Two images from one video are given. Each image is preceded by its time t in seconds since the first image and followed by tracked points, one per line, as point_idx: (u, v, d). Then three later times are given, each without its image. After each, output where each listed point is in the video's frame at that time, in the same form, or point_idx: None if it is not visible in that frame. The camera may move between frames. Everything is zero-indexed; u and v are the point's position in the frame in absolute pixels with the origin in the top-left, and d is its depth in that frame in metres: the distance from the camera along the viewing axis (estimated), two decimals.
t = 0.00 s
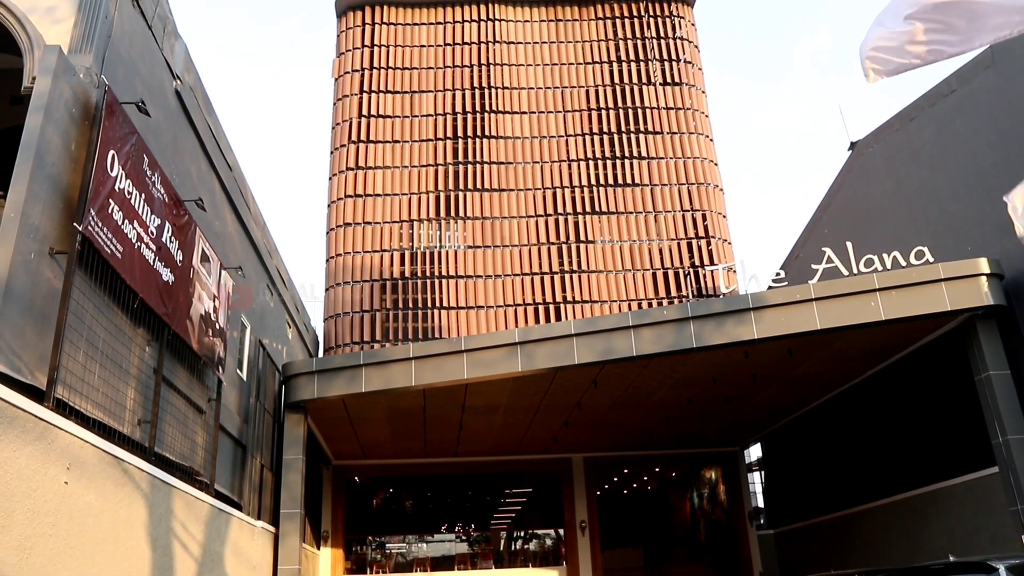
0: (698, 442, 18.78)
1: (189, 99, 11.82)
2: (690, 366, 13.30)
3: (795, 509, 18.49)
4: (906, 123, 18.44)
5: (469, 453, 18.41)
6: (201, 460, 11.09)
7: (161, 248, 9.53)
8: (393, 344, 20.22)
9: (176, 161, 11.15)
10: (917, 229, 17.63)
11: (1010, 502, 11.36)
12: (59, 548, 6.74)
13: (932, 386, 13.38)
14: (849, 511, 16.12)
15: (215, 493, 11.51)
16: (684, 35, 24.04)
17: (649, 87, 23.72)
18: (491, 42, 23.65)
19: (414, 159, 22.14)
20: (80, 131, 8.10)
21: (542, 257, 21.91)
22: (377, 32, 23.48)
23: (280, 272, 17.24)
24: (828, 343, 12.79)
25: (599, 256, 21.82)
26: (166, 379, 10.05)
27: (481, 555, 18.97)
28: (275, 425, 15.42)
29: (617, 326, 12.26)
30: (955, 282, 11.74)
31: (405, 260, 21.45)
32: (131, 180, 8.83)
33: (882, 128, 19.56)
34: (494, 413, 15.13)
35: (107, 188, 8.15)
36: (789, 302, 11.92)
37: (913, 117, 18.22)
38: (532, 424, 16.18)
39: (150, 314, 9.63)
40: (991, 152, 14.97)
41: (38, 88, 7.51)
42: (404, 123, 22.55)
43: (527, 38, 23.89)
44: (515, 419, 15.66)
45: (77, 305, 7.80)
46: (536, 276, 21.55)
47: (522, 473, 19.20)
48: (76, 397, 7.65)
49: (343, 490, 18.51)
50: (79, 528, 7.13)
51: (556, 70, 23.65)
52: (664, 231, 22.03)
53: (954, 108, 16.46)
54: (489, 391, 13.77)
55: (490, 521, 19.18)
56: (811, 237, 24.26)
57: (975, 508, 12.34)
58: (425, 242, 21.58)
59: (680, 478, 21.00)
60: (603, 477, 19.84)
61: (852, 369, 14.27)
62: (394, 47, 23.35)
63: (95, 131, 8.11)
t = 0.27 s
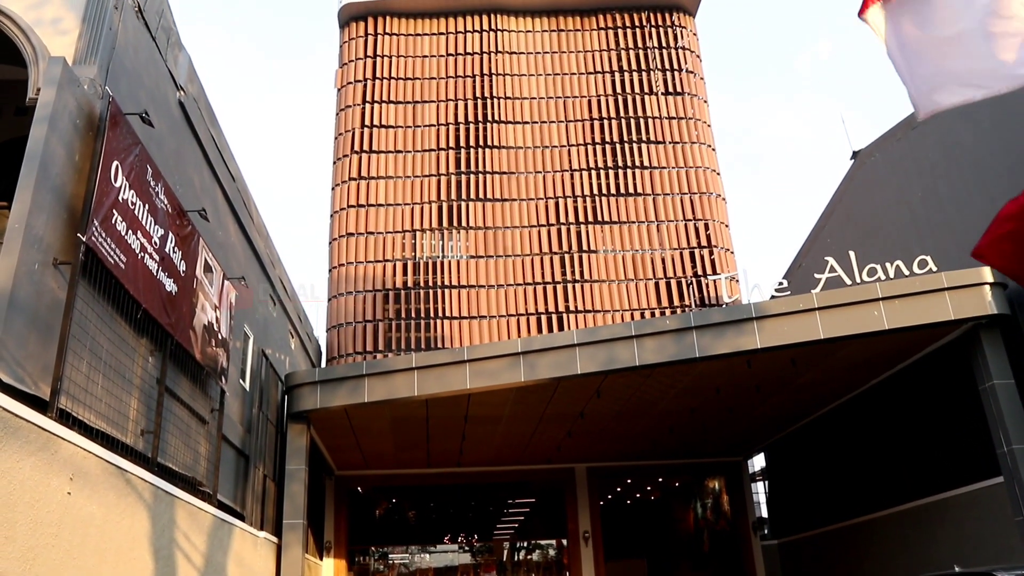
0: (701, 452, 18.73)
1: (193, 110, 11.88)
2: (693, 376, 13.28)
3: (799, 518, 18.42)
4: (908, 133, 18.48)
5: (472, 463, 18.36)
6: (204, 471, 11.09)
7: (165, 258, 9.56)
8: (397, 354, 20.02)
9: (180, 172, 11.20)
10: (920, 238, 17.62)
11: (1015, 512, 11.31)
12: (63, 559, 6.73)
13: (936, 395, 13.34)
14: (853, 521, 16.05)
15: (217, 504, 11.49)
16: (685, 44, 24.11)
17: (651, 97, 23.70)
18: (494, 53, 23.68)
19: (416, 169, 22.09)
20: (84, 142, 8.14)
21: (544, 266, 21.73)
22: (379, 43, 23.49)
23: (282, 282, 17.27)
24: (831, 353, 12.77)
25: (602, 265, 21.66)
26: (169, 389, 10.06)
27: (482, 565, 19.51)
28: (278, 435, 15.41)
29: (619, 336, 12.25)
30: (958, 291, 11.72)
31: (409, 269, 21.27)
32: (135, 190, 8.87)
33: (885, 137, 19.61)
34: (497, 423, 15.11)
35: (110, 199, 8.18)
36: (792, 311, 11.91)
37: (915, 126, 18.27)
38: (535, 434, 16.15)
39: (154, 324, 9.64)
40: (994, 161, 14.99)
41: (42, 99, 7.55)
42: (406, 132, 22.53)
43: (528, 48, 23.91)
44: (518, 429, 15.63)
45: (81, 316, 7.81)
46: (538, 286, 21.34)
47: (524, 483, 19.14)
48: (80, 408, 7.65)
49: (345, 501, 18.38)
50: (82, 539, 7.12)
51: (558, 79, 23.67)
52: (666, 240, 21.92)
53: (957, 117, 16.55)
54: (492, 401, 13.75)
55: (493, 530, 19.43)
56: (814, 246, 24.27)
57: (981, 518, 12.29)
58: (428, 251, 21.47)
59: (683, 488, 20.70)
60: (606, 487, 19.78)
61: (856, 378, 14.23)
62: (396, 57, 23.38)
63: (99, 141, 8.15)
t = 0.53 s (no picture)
0: (704, 462, 18.68)
1: (196, 120, 11.92)
2: (696, 386, 13.26)
3: (802, 529, 18.34)
4: (910, 143, 18.52)
5: (474, 474, 18.31)
6: (206, 481, 11.08)
7: (167, 268, 9.58)
8: (399, 364, 19.95)
9: (182, 183, 11.23)
10: (923, 248, 17.61)
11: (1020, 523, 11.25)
12: (64, 570, 6.73)
13: (940, 406, 13.30)
14: (857, 532, 15.98)
15: (219, 514, 11.47)
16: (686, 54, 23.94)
17: (653, 107, 23.48)
18: (495, 64, 23.63)
19: (418, 180, 22.06)
20: (87, 153, 8.18)
21: (545, 276, 21.60)
22: (382, 54, 23.52)
23: (284, 292, 17.28)
24: (834, 363, 12.75)
25: (604, 275, 21.49)
26: (171, 400, 10.06)
27: None
28: (280, 445, 15.40)
29: (621, 346, 12.24)
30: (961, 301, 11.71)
31: (411, 279, 21.19)
32: (138, 201, 8.90)
33: (886, 147, 19.64)
34: (499, 433, 15.08)
35: (113, 210, 8.22)
36: (794, 321, 11.90)
37: (917, 136, 18.30)
38: (537, 445, 16.11)
39: (156, 334, 9.65)
40: (996, 170, 15.01)
41: (46, 110, 7.60)
42: (409, 143, 22.47)
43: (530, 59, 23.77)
44: (520, 439, 15.60)
45: (83, 327, 7.83)
46: (539, 296, 21.25)
47: (527, 494, 19.09)
48: (82, 418, 7.66)
49: (346, 512, 18.30)
50: (83, 550, 7.12)
51: (561, 89, 23.56)
52: (667, 249, 21.72)
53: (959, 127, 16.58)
54: (495, 411, 13.72)
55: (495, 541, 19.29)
56: (816, 256, 24.25)
57: (985, 529, 12.23)
58: (430, 262, 21.38)
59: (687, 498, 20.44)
60: (608, 497, 19.72)
61: (858, 388, 14.20)
62: (399, 68, 23.37)
63: (102, 152, 8.19)
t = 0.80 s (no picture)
0: (706, 474, 18.61)
1: (198, 133, 11.97)
2: (698, 397, 13.23)
3: (805, 541, 18.24)
4: (911, 153, 18.57)
5: (475, 485, 18.27)
6: (207, 493, 11.05)
7: (169, 280, 9.59)
8: (400, 376, 19.91)
9: (185, 195, 11.27)
10: (925, 258, 17.61)
11: None
12: None
13: (943, 416, 13.26)
14: (860, 544, 15.90)
15: (220, 526, 11.43)
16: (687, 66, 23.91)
17: (653, 118, 23.48)
18: (496, 75, 23.66)
19: (420, 191, 22.08)
20: (90, 165, 8.20)
21: (547, 287, 21.56)
22: (384, 66, 23.59)
23: (286, 303, 17.27)
24: (836, 374, 12.73)
25: (605, 287, 21.43)
26: (173, 411, 10.05)
27: None
28: (281, 457, 15.36)
29: (622, 357, 12.22)
30: (963, 311, 11.69)
31: (412, 291, 21.17)
32: (140, 213, 8.93)
33: (887, 158, 19.69)
34: (500, 445, 15.05)
35: (115, 222, 8.24)
36: (796, 331, 11.89)
37: (917, 146, 18.35)
38: (538, 456, 16.06)
39: (157, 346, 9.65)
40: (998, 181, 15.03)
41: (49, 122, 7.63)
42: (410, 154, 22.50)
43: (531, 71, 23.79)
44: (522, 451, 15.56)
45: (85, 338, 7.83)
46: (540, 307, 21.19)
47: (528, 505, 19.04)
48: (83, 430, 7.66)
49: (347, 524, 18.12)
50: (84, 563, 7.09)
51: (561, 101, 23.54)
52: (669, 260, 21.67)
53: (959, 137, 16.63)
54: (496, 423, 13.69)
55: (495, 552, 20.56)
56: (818, 266, 24.23)
57: (989, 541, 12.16)
58: (431, 273, 21.36)
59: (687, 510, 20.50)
60: (610, 509, 19.64)
61: (860, 399, 14.16)
62: (400, 80, 23.43)
63: (105, 164, 8.22)
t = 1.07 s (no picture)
0: (707, 484, 18.57)
1: (200, 142, 12.01)
2: (699, 407, 13.22)
3: (807, 551, 18.19)
4: (912, 163, 18.61)
5: (475, 495, 18.22)
6: (207, 502, 11.03)
7: (170, 289, 9.60)
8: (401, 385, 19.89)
9: (186, 205, 11.29)
10: (926, 268, 17.61)
11: None
12: None
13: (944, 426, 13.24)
14: (862, 554, 15.85)
15: (220, 536, 11.41)
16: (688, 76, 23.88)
17: (654, 128, 23.50)
18: (497, 85, 23.70)
19: (421, 201, 22.11)
20: (91, 174, 8.23)
21: (547, 297, 21.55)
22: (385, 75, 23.65)
23: (286, 311, 17.25)
24: (837, 384, 12.71)
25: (606, 296, 21.42)
26: (173, 421, 10.04)
27: None
28: (281, 466, 15.33)
29: (624, 367, 12.21)
30: (964, 321, 11.68)
31: (413, 300, 21.17)
32: (142, 222, 8.96)
33: (888, 168, 19.73)
34: (501, 455, 15.03)
35: (118, 231, 8.27)
36: (797, 341, 11.89)
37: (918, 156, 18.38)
38: (539, 466, 16.03)
39: (158, 355, 9.66)
40: (1000, 190, 15.04)
41: (52, 131, 7.66)
42: (411, 164, 22.54)
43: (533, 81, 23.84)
44: (523, 460, 15.53)
45: (86, 347, 7.83)
46: (541, 317, 21.18)
47: (529, 515, 18.99)
48: (83, 439, 7.65)
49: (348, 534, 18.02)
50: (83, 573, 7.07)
51: (562, 111, 23.57)
52: (670, 270, 21.65)
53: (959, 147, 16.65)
54: (497, 432, 13.67)
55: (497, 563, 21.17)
56: (818, 276, 24.24)
57: (992, 551, 12.13)
58: (433, 282, 21.36)
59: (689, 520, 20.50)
60: (611, 519, 19.61)
61: (861, 409, 14.14)
62: (402, 89, 23.48)
63: (106, 173, 8.25)
